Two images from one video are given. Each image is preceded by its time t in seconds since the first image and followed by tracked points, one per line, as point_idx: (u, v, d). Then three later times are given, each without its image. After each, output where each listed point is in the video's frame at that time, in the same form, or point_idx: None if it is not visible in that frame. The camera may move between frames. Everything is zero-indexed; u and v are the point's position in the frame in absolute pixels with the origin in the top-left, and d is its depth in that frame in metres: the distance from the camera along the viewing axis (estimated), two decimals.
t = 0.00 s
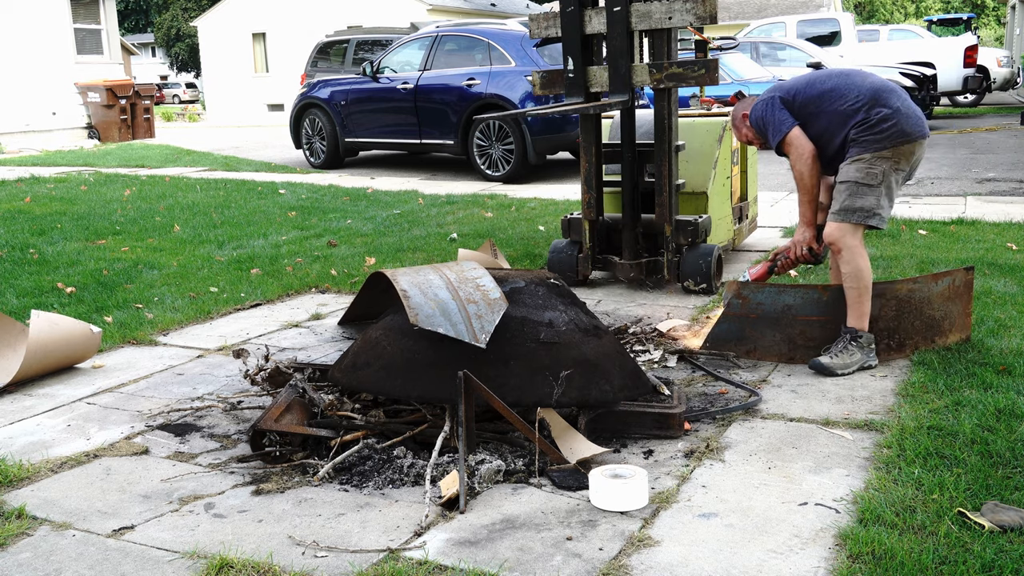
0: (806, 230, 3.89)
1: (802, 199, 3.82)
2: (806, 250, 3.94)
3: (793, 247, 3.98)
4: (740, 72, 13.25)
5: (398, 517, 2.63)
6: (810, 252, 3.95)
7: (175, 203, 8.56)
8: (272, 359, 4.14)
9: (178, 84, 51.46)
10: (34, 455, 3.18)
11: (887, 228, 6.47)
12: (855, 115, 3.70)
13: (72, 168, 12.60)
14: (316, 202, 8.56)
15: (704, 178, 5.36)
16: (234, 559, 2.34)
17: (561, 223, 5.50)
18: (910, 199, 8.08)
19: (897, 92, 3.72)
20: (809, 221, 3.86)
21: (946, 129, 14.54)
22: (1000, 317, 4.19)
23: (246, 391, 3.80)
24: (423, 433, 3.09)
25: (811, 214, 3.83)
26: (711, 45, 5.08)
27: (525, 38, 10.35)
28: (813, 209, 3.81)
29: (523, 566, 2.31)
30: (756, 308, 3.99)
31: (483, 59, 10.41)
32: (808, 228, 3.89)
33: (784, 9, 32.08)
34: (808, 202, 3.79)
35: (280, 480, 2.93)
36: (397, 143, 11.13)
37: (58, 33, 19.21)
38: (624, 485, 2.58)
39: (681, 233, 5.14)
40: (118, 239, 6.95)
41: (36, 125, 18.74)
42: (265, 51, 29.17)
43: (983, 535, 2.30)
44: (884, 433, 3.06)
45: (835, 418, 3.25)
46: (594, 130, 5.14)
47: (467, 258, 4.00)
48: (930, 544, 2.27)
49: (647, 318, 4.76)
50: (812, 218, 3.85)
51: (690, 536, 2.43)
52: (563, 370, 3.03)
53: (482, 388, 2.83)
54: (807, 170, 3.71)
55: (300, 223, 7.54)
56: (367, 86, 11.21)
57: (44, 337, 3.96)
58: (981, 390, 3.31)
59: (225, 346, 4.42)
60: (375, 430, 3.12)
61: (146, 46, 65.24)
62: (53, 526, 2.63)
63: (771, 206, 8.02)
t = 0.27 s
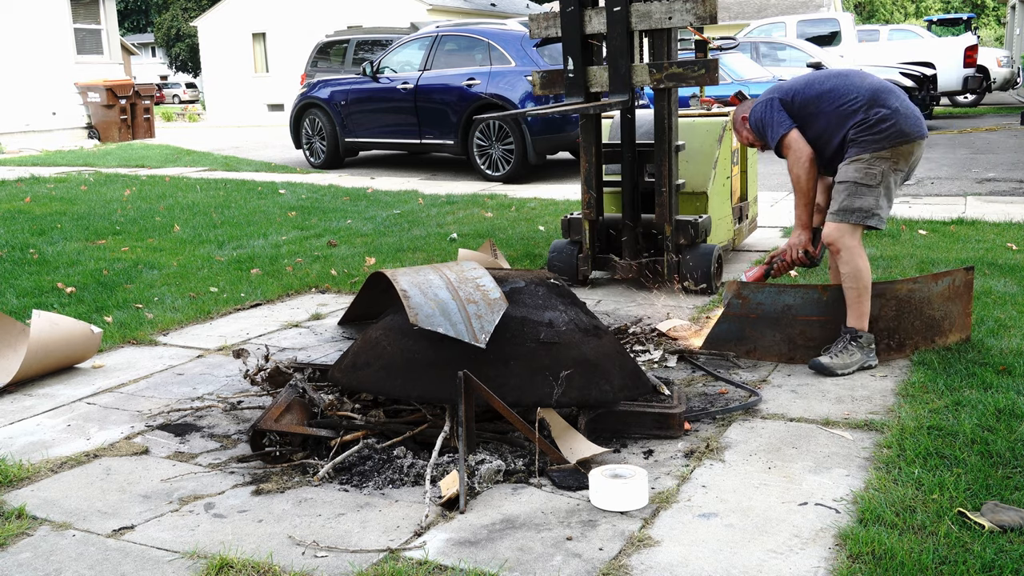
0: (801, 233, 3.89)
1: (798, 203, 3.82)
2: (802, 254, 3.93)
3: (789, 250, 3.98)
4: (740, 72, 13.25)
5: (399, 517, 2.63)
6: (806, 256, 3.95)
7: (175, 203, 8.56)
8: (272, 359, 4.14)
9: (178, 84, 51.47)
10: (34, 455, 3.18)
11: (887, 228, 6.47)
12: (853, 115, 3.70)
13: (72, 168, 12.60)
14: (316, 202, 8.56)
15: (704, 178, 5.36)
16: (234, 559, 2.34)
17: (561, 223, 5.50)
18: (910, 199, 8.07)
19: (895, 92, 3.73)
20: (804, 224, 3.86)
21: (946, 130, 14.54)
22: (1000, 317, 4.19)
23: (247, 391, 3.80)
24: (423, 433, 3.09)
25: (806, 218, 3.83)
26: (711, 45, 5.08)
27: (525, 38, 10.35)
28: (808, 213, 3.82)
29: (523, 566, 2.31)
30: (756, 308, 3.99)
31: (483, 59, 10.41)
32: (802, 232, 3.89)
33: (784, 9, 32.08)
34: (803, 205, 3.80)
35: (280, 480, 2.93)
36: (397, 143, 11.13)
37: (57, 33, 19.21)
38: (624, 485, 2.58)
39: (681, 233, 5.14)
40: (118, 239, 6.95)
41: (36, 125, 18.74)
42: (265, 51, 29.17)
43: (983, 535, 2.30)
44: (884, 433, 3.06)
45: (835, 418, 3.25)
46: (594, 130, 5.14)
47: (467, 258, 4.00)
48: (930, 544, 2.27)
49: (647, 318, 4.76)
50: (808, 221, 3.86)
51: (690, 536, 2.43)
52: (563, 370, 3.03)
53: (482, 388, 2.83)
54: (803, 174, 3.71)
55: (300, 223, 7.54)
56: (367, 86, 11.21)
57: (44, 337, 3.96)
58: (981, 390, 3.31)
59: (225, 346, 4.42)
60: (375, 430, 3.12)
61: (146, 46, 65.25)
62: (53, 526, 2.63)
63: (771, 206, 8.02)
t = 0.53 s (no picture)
0: (797, 235, 3.89)
1: (795, 204, 3.82)
2: (797, 255, 3.93)
3: (785, 252, 3.97)
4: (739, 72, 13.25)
5: (399, 517, 2.63)
6: (801, 258, 3.94)
7: (175, 203, 8.56)
8: (272, 359, 4.14)
9: (178, 84, 51.47)
10: (34, 455, 3.18)
11: (887, 228, 6.47)
12: (852, 116, 3.70)
13: (72, 168, 12.61)
14: (316, 202, 8.56)
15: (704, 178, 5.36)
16: (234, 559, 2.34)
17: (561, 223, 5.50)
18: (910, 199, 8.08)
19: (894, 92, 3.72)
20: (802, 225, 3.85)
21: (946, 130, 14.54)
22: (1000, 317, 4.19)
23: (246, 391, 3.80)
24: (423, 433, 3.09)
25: (804, 219, 3.84)
26: (711, 45, 5.08)
27: (524, 38, 10.35)
28: (806, 214, 3.83)
29: (523, 566, 2.31)
30: (756, 308, 3.99)
31: (483, 59, 10.41)
32: (799, 233, 3.89)
33: (784, 9, 32.10)
34: (801, 205, 3.80)
35: (280, 480, 2.93)
36: (397, 143, 11.14)
37: (57, 34, 19.21)
38: (624, 485, 2.58)
39: (681, 233, 5.14)
40: (118, 239, 6.96)
41: (36, 125, 18.74)
42: (265, 51, 29.17)
43: (983, 535, 2.30)
44: (884, 433, 3.06)
45: (835, 418, 3.25)
46: (594, 130, 5.14)
47: (467, 258, 4.00)
48: (930, 544, 2.27)
49: (647, 318, 4.76)
50: (804, 222, 3.86)
51: (690, 536, 2.43)
52: (563, 370, 3.03)
53: (483, 388, 2.83)
54: (801, 176, 3.70)
55: (300, 224, 7.54)
56: (367, 86, 11.21)
57: (45, 337, 3.96)
58: (981, 390, 3.31)
59: (225, 346, 4.42)
60: (375, 430, 3.12)
61: (146, 46, 65.27)
62: (53, 526, 2.63)
63: (771, 206, 8.02)
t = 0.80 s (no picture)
0: (798, 231, 3.90)
1: (795, 200, 3.84)
2: (798, 252, 3.94)
3: (786, 249, 3.99)
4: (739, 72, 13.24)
5: (399, 517, 2.63)
6: (802, 254, 3.96)
7: (175, 203, 8.56)
8: (272, 359, 4.14)
9: (178, 84, 51.48)
10: (34, 455, 3.18)
11: (887, 228, 6.47)
12: (852, 116, 3.70)
13: (72, 168, 12.61)
14: (316, 202, 8.56)
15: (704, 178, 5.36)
16: (234, 559, 2.34)
17: (561, 223, 5.50)
18: (910, 199, 8.08)
19: (896, 95, 3.71)
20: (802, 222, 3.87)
21: (946, 129, 14.54)
22: (1000, 317, 4.19)
23: (246, 391, 3.80)
24: (423, 433, 3.09)
25: (803, 216, 3.85)
26: (711, 45, 5.08)
27: (524, 38, 10.35)
28: (805, 212, 3.84)
29: (523, 566, 2.31)
30: (756, 308, 3.99)
31: (483, 59, 10.41)
32: (799, 231, 3.90)
33: (784, 9, 32.10)
34: (799, 203, 3.82)
35: (280, 480, 2.93)
36: (397, 143, 11.13)
37: (58, 34, 19.21)
38: (624, 485, 2.58)
39: (681, 233, 5.14)
40: (118, 239, 6.95)
41: (36, 125, 18.74)
42: (265, 51, 29.17)
43: (983, 535, 2.30)
44: (884, 433, 3.06)
45: (835, 418, 3.25)
46: (594, 130, 5.14)
47: (467, 258, 4.00)
48: (930, 544, 2.27)
49: (647, 318, 4.76)
50: (805, 219, 3.86)
51: (690, 536, 2.43)
52: (563, 370, 3.03)
53: (481, 388, 2.83)
54: (800, 172, 3.73)
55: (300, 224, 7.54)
56: (367, 86, 11.21)
57: (44, 337, 3.96)
58: (981, 390, 3.31)
59: (225, 346, 4.42)
60: (375, 430, 3.13)
61: (146, 46, 65.29)
62: (53, 526, 2.63)
63: (771, 206, 8.02)
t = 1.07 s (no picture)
0: (798, 233, 3.90)
1: (795, 200, 3.84)
2: (799, 253, 3.94)
3: (787, 249, 3.99)
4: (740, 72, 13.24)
5: (399, 517, 2.63)
6: (803, 255, 3.95)
7: (175, 203, 8.56)
8: (272, 359, 4.14)
9: (178, 84, 51.49)
10: (34, 455, 3.18)
11: (887, 228, 6.47)
12: (855, 117, 3.69)
13: (72, 168, 12.61)
14: (316, 202, 8.56)
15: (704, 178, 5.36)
16: (234, 559, 2.34)
17: (561, 223, 5.50)
18: (910, 199, 8.08)
19: (899, 95, 3.72)
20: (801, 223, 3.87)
21: (946, 129, 14.54)
22: (1000, 317, 4.19)
23: (246, 391, 3.80)
24: (423, 433, 3.09)
25: (803, 216, 3.85)
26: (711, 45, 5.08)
27: (524, 38, 10.35)
28: (806, 212, 3.84)
29: (523, 566, 2.31)
30: (756, 308, 3.99)
31: (483, 59, 10.41)
32: (799, 230, 3.89)
33: (784, 9, 32.10)
34: (800, 203, 3.81)
35: (280, 480, 2.93)
36: (397, 143, 11.13)
37: (58, 34, 19.21)
38: (624, 485, 2.58)
39: (681, 233, 5.14)
40: (118, 239, 6.95)
41: (36, 125, 18.74)
42: (265, 51, 29.17)
43: (983, 535, 2.30)
44: (884, 433, 3.06)
45: (835, 418, 3.25)
46: (594, 130, 5.14)
47: (467, 258, 4.00)
48: (930, 544, 2.27)
49: (647, 318, 4.76)
50: (804, 219, 3.86)
51: (690, 536, 2.43)
52: (563, 370, 3.03)
53: (482, 388, 2.83)
54: (802, 174, 3.71)
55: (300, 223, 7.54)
56: (367, 86, 11.21)
57: (44, 338, 3.96)
58: (981, 390, 3.31)
59: (225, 346, 4.42)
60: (375, 430, 3.13)
61: (146, 46, 65.32)
62: (53, 526, 2.63)
63: (771, 206, 8.02)
